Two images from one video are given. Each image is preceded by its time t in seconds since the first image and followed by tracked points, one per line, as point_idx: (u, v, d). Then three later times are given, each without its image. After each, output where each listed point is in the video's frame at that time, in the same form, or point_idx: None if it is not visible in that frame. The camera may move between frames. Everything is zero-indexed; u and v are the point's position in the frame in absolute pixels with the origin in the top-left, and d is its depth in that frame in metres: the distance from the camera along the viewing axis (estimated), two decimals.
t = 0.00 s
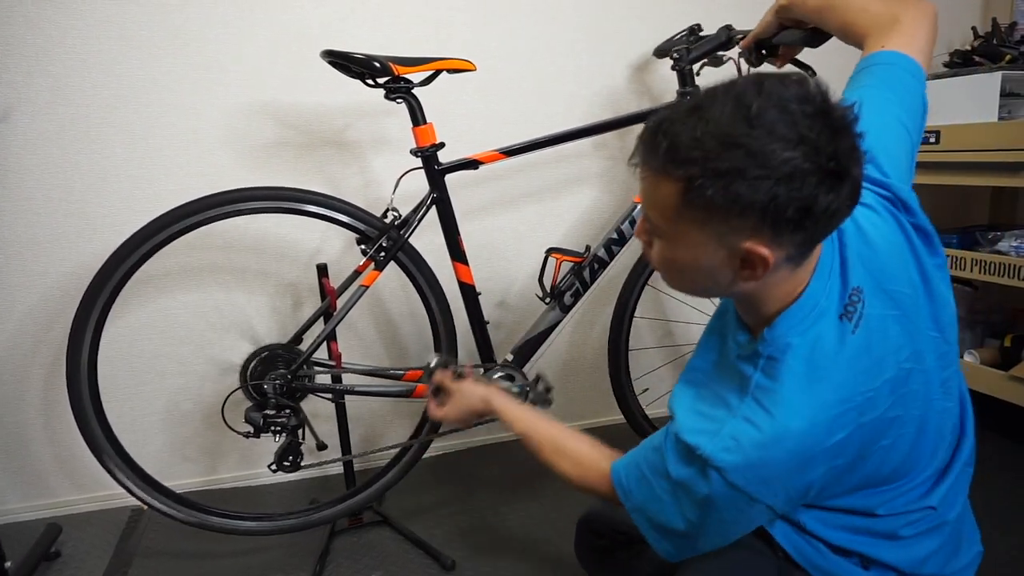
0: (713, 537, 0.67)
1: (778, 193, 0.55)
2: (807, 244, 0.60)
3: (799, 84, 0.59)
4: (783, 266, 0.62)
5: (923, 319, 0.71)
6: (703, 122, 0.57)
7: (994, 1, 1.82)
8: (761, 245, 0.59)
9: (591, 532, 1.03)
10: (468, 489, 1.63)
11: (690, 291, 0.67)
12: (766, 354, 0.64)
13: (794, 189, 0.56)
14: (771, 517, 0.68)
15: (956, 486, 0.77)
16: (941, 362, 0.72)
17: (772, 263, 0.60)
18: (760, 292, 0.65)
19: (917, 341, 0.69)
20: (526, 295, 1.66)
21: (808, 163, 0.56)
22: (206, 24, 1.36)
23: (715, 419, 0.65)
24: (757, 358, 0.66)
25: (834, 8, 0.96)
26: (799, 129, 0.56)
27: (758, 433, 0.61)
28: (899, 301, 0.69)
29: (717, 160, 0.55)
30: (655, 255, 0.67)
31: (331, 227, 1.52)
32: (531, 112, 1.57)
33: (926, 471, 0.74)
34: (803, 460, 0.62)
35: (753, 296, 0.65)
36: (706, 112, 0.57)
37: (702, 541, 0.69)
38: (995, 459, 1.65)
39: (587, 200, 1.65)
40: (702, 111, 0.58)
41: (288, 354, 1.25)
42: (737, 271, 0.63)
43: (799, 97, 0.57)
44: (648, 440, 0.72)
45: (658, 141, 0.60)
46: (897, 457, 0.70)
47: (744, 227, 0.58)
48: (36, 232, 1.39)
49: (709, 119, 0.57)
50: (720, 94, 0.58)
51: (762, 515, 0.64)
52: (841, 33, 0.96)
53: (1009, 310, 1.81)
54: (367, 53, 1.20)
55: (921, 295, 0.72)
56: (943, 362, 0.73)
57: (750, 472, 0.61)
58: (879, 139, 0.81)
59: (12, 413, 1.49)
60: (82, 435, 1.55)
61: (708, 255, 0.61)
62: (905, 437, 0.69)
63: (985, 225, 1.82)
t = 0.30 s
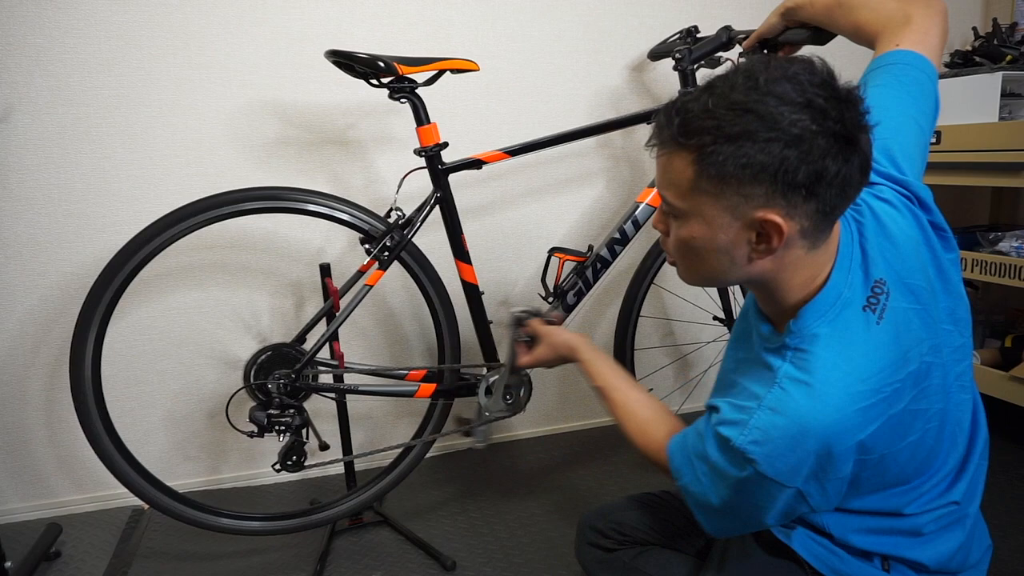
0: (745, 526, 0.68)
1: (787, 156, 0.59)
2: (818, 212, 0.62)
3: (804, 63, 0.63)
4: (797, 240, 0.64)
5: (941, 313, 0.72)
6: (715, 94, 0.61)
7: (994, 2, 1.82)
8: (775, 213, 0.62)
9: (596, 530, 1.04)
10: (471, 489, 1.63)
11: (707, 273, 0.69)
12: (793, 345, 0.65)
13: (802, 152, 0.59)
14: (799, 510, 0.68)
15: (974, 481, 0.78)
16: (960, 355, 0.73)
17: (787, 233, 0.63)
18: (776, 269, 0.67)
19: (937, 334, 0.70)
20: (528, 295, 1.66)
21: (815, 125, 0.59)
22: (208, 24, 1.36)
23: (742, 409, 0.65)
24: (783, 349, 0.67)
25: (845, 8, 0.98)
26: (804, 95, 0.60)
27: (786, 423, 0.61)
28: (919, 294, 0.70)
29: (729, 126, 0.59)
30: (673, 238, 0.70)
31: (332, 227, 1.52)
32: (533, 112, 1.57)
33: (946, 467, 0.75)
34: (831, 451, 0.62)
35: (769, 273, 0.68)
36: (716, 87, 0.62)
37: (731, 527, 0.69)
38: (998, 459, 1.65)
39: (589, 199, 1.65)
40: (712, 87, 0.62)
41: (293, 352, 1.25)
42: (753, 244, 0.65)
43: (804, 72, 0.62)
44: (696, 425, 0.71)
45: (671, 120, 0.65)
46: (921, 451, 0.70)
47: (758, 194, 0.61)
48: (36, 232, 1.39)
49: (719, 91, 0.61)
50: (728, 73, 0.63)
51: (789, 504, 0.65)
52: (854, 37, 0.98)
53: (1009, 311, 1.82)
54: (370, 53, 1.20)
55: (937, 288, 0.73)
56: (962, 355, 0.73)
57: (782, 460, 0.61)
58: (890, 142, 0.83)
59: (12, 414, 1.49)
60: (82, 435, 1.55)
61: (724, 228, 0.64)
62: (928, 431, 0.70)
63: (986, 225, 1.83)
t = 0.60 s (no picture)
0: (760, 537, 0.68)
1: (782, 148, 0.59)
2: (816, 205, 0.62)
3: (796, 61, 0.64)
4: (796, 235, 0.64)
5: (943, 314, 0.72)
6: (708, 92, 0.62)
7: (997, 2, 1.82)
8: (772, 207, 0.61)
9: (597, 530, 1.04)
10: (472, 489, 1.63)
11: (707, 272, 0.69)
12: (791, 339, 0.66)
13: (797, 145, 0.59)
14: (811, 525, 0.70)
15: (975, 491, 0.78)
16: (963, 359, 0.73)
17: (785, 227, 0.63)
18: (777, 265, 0.67)
19: (940, 335, 0.70)
20: (529, 295, 1.66)
21: (808, 117, 0.60)
22: (209, 24, 1.36)
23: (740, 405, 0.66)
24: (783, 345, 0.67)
25: (859, 6, 0.96)
26: (796, 88, 0.61)
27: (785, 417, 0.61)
28: (922, 295, 0.70)
29: (722, 122, 0.60)
30: (672, 239, 0.70)
31: (333, 228, 1.52)
32: (534, 112, 1.57)
33: (948, 475, 0.74)
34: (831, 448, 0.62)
35: (770, 269, 0.67)
36: (709, 85, 0.63)
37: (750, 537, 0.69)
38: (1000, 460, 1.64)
39: (590, 199, 1.65)
40: (705, 85, 0.63)
41: (291, 354, 1.25)
42: (752, 241, 0.65)
43: (795, 68, 0.63)
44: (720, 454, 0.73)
45: (666, 121, 0.65)
46: (924, 455, 0.70)
47: (754, 188, 0.61)
48: (38, 232, 1.39)
49: (711, 89, 0.62)
50: (720, 72, 0.64)
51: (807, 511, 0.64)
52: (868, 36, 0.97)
53: (1012, 312, 1.81)
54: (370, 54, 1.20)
55: (941, 289, 0.73)
56: (965, 360, 0.73)
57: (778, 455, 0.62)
58: (896, 141, 0.84)
59: (13, 413, 1.49)
60: (83, 435, 1.55)
61: (723, 225, 0.64)
62: (931, 434, 0.69)
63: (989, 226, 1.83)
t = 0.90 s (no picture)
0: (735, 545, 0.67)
1: (811, 156, 0.59)
2: (835, 213, 0.63)
3: (824, 63, 0.64)
4: (811, 240, 0.65)
5: (944, 318, 0.71)
6: (738, 90, 0.62)
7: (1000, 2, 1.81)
8: (793, 213, 0.62)
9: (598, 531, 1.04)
10: (474, 488, 1.63)
11: (716, 271, 0.69)
12: (781, 342, 0.66)
13: (826, 153, 0.59)
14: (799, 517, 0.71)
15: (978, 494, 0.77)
16: (961, 363, 0.73)
17: (804, 232, 0.63)
18: (787, 268, 0.67)
19: (937, 341, 0.69)
20: (531, 295, 1.66)
21: (840, 125, 0.60)
22: (211, 23, 1.37)
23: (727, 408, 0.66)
24: (772, 348, 0.68)
25: (853, 7, 0.97)
26: (829, 95, 0.60)
27: (769, 419, 0.61)
28: (922, 300, 0.69)
29: (752, 123, 0.59)
30: (683, 235, 0.70)
31: (335, 227, 1.52)
32: (536, 113, 1.57)
33: (947, 477, 0.74)
34: (817, 451, 0.62)
35: (780, 272, 0.68)
36: (739, 84, 0.62)
37: (721, 544, 0.68)
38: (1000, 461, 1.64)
39: (592, 200, 1.65)
40: (734, 83, 0.62)
41: (290, 352, 1.26)
42: (768, 243, 0.65)
43: (825, 72, 0.62)
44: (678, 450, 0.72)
45: (690, 116, 0.64)
46: (919, 459, 0.70)
47: (778, 193, 0.61)
48: (40, 230, 1.39)
49: (742, 88, 0.61)
50: (748, 71, 0.63)
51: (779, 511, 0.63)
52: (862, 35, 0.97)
53: (1013, 313, 1.81)
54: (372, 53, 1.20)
55: (943, 293, 0.72)
56: (964, 364, 0.73)
57: (760, 456, 0.61)
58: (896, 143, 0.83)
59: (15, 411, 1.49)
60: (84, 433, 1.56)
61: (741, 226, 0.64)
62: (926, 438, 0.69)
63: (990, 228, 1.82)
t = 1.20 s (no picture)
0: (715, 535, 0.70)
1: (777, 162, 0.60)
2: (802, 216, 0.64)
3: (791, 70, 0.64)
4: (780, 243, 0.65)
5: (924, 314, 0.72)
6: (704, 99, 0.62)
7: (1001, 3, 1.81)
8: (762, 217, 0.62)
9: (599, 531, 1.04)
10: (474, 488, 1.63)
11: (687, 273, 0.70)
12: (756, 339, 0.67)
13: (791, 159, 0.60)
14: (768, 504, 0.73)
15: (955, 488, 0.79)
16: (941, 360, 0.73)
17: (773, 236, 0.64)
18: (757, 271, 0.68)
19: (914, 339, 0.70)
20: (532, 294, 1.66)
21: (804, 132, 0.60)
22: (212, 22, 1.36)
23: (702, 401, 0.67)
24: (749, 345, 0.68)
25: (862, 11, 0.98)
26: (793, 102, 0.61)
27: (745, 416, 0.62)
28: (897, 298, 0.70)
29: (719, 132, 0.60)
30: (654, 240, 0.70)
31: (337, 226, 1.52)
32: (537, 112, 1.57)
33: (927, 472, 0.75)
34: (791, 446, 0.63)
35: (750, 274, 0.68)
36: (705, 92, 0.62)
37: (698, 535, 0.69)
38: (999, 461, 1.64)
39: (593, 199, 1.65)
40: (701, 92, 0.63)
41: (294, 352, 1.26)
42: (737, 247, 0.66)
43: (789, 78, 0.63)
44: (640, 439, 0.73)
45: (659, 124, 0.64)
46: (895, 455, 0.71)
47: (747, 199, 0.61)
48: (41, 229, 1.39)
49: (708, 96, 0.62)
50: (714, 78, 0.64)
51: (748, 500, 0.65)
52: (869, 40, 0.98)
53: (1014, 313, 1.81)
54: (374, 52, 1.20)
55: (922, 290, 0.73)
56: (945, 361, 0.73)
57: (733, 451, 0.62)
58: (875, 146, 0.85)
59: (16, 410, 1.49)
60: (85, 432, 1.56)
61: (711, 232, 0.64)
62: (904, 434, 0.70)
63: (992, 228, 1.82)
